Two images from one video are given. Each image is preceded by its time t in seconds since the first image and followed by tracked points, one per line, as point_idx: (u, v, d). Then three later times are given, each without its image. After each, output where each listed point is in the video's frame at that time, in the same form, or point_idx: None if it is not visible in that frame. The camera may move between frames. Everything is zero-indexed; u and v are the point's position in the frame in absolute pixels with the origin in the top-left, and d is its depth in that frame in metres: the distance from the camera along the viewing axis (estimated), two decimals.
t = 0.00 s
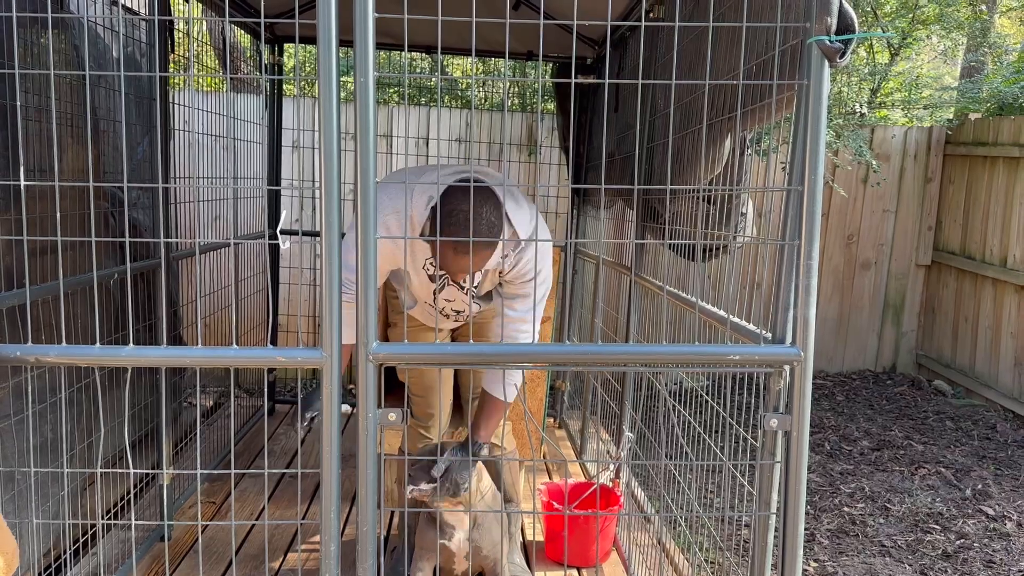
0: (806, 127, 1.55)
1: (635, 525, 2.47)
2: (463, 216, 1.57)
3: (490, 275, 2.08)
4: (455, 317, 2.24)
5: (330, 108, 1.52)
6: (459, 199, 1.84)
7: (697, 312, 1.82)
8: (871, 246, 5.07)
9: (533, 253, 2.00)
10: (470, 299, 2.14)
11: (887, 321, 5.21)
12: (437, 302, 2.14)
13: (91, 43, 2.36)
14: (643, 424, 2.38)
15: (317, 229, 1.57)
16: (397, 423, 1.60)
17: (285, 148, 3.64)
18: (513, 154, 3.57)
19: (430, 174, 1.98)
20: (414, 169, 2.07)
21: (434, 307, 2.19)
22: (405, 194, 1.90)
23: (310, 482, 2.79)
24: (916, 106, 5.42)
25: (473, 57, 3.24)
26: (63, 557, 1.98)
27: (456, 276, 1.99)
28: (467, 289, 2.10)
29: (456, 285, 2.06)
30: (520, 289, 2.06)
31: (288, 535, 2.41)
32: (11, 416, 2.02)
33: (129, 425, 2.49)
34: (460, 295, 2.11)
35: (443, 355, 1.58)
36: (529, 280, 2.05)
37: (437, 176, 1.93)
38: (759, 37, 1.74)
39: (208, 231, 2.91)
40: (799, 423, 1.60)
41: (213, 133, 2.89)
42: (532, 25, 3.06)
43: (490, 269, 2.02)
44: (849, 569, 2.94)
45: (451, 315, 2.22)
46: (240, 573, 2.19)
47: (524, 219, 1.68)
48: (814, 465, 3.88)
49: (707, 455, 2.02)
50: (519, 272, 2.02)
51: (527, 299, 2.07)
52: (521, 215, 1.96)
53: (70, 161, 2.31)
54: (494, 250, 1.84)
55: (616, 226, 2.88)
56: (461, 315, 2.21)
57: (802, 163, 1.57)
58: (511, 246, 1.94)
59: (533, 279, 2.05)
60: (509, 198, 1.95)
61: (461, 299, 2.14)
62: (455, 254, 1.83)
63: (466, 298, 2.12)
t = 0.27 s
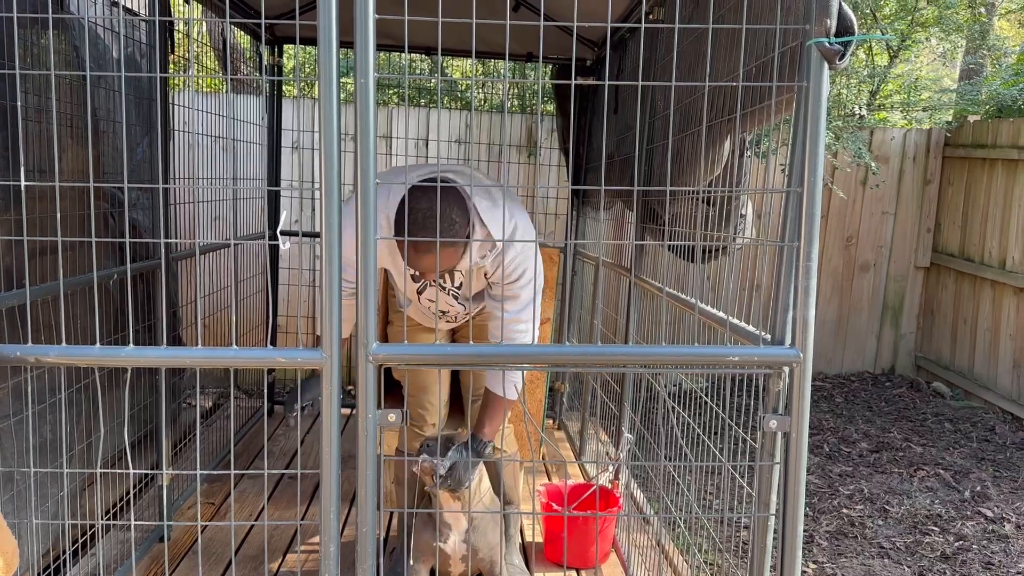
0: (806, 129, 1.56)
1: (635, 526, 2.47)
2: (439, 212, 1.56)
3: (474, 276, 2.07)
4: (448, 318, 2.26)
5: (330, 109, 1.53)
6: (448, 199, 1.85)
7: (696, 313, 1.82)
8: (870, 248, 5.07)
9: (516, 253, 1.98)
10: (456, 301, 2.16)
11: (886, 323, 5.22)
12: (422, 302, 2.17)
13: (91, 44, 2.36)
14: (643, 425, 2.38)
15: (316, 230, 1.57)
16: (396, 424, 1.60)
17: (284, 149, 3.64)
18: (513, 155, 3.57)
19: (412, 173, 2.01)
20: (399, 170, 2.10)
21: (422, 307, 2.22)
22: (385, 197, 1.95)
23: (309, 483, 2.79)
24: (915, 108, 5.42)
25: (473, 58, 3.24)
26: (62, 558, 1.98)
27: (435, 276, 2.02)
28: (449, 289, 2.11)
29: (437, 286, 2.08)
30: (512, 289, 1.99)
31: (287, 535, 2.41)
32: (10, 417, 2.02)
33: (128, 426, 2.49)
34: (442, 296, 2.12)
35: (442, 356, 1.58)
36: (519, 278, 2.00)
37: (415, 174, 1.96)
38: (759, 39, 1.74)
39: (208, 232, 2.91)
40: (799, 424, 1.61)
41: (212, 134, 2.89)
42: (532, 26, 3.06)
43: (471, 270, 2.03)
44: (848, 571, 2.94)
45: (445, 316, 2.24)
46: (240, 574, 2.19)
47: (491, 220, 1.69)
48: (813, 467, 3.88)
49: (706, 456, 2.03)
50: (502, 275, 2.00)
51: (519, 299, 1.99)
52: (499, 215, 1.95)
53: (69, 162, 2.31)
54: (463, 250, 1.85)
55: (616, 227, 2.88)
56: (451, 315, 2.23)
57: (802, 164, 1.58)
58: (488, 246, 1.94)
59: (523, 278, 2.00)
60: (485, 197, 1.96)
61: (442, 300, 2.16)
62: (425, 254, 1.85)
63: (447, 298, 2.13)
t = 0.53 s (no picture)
0: (807, 130, 1.56)
1: (634, 527, 2.47)
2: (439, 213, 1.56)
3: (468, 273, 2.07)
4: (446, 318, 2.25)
5: (332, 109, 1.53)
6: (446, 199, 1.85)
7: (697, 314, 1.82)
8: (870, 250, 5.08)
9: (512, 249, 1.96)
10: (450, 299, 2.14)
11: (885, 325, 5.22)
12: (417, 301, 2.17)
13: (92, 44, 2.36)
14: (643, 427, 2.38)
15: (317, 231, 1.57)
16: (397, 425, 1.60)
17: (284, 151, 3.64)
18: (513, 157, 3.57)
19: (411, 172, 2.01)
20: (395, 168, 2.11)
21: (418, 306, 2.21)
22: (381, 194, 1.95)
23: (309, 484, 2.78)
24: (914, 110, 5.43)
25: (473, 60, 3.25)
26: (61, 559, 1.98)
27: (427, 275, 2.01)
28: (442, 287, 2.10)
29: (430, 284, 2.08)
30: (512, 285, 2.00)
31: (287, 536, 2.40)
32: (11, 417, 2.02)
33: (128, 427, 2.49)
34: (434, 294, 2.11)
35: (443, 357, 1.58)
36: (518, 273, 1.99)
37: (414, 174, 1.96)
38: (760, 41, 1.75)
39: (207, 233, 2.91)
40: (799, 425, 1.61)
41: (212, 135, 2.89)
42: (533, 28, 3.07)
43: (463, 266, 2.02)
44: (847, 573, 2.94)
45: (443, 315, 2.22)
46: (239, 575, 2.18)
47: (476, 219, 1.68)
48: (812, 469, 3.88)
49: (706, 458, 2.03)
50: (498, 271, 1.99)
51: (525, 292, 2.02)
52: (490, 212, 1.95)
53: (70, 162, 2.31)
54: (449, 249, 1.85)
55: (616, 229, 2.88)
56: (447, 314, 2.21)
57: (803, 166, 1.58)
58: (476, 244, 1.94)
59: (520, 273, 1.99)
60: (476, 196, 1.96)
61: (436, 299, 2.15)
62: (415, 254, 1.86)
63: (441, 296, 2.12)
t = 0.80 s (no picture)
0: (807, 132, 1.56)
1: (634, 529, 2.47)
2: (440, 214, 1.56)
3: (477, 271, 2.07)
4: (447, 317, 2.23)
5: (334, 111, 1.53)
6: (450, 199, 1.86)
7: (696, 315, 1.82)
8: (869, 252, 5.08)
9: (518, 250, 1.97)
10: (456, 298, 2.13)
11: (884, 326, 5.23)
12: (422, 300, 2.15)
13: (93, 45, 2.36)
14: (643, 428, 2.38)
15: (319, 232, 1.57)
16: (397, 425, 1.60)
17: (285, 152, 3.65)
18: (513, 158, 3.58)
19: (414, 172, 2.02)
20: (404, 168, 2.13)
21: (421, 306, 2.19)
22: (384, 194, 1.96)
23: (309, 484, 2.79)
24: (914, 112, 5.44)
25: (474, 61, 3.25)
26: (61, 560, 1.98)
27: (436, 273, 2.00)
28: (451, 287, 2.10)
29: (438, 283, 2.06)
30: (516, 283, 2.02)
31: (287, 537, 2.40)
32: (11, 418, 2.02)
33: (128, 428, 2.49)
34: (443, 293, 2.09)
35: (443, 358, 1.58)
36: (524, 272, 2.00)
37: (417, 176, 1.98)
38: (760, 43, 1.75)
39: (208, 234, 2.92)
40: (799, 427, 1.61)
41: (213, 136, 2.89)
42: (533, 30, 3.07)
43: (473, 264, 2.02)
44: (846, 574, 2.94)
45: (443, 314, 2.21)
46: None
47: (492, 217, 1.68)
48: (812, 470, 3.89)
49: (706, 459, 2.03)
50: (506, 271, 2.00)
51: (529, 290, 2.03)
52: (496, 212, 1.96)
53: (72, 163, 2.32)
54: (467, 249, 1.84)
55: (616, 230, 2.89)
56: (450, 314, 2.19)
57: (803, 167, 1.58)
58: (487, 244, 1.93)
59: (528, 271, 2.01)
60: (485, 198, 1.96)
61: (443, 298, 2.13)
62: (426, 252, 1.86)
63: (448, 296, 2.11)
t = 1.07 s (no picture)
0: (806, 134, 1.57)
1: (633, 529, 2.47)
2: (440, 215, 1.57)
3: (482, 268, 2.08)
4: (446, 315, 2.22)
5: (334, 112, 1.53)
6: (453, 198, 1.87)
7: (696, 316, 1.82)
8: (869, 253, 5.09)
9: (522, 249, 1.98)
10: (458, 295, 2.13)
11: (884, 327, 5.23)
12: (424, 296, 2.14)
13: (93, 47, 2.37)
14: (642, 429, 2.38)
15: (318, 233, 1.57)
16: (397, 426, 1.60)
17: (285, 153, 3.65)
18: (513, 159, 3.58)
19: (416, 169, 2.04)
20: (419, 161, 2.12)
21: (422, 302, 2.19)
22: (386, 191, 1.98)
23: (309, 485, 2.79)
24: (914, 114, 5.44)
25: (474, 62, 3.26)
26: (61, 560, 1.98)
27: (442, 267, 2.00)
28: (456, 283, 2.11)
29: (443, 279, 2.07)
30: (517, 283, 2.02)
31: (287, 538, 2.40)
32: (11, 418, 2.02)
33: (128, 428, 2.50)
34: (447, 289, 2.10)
35: (443, 358, 1.59)
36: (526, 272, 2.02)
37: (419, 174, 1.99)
38: (759, 44, 1.76)
39: (208, 235, 2.92)
40: (798, 427, 1.61)
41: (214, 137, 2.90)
42: (533, 31, 3.07)
43: (479, 261, 2.02)
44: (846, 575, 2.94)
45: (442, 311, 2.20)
46: None
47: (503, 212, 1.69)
48: (811, 471, 3.89)
49: (705, 460, 2.03)
50: (509, 270, 2.00)
51: (529, 293, 2.04)
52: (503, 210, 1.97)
53: (72, 163, 2.32)
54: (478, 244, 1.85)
55: (615, 231, 2.89)
56: (451, 310, 2.18)
57: (802, 168, 1.58)
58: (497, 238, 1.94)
59: (530, 272, 2.02)
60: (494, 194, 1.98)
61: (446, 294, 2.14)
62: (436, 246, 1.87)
63: (452, 291, 2.11)
